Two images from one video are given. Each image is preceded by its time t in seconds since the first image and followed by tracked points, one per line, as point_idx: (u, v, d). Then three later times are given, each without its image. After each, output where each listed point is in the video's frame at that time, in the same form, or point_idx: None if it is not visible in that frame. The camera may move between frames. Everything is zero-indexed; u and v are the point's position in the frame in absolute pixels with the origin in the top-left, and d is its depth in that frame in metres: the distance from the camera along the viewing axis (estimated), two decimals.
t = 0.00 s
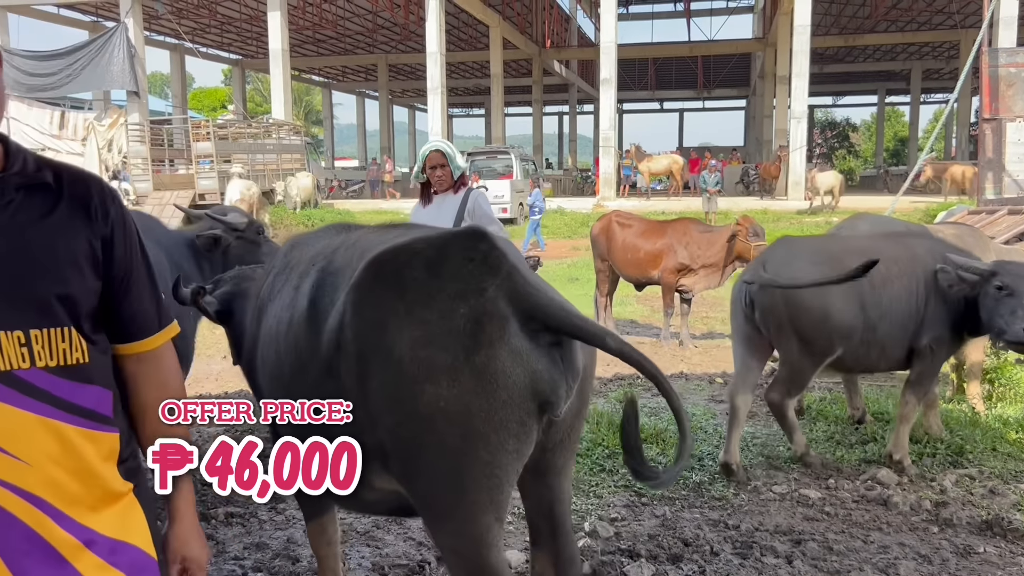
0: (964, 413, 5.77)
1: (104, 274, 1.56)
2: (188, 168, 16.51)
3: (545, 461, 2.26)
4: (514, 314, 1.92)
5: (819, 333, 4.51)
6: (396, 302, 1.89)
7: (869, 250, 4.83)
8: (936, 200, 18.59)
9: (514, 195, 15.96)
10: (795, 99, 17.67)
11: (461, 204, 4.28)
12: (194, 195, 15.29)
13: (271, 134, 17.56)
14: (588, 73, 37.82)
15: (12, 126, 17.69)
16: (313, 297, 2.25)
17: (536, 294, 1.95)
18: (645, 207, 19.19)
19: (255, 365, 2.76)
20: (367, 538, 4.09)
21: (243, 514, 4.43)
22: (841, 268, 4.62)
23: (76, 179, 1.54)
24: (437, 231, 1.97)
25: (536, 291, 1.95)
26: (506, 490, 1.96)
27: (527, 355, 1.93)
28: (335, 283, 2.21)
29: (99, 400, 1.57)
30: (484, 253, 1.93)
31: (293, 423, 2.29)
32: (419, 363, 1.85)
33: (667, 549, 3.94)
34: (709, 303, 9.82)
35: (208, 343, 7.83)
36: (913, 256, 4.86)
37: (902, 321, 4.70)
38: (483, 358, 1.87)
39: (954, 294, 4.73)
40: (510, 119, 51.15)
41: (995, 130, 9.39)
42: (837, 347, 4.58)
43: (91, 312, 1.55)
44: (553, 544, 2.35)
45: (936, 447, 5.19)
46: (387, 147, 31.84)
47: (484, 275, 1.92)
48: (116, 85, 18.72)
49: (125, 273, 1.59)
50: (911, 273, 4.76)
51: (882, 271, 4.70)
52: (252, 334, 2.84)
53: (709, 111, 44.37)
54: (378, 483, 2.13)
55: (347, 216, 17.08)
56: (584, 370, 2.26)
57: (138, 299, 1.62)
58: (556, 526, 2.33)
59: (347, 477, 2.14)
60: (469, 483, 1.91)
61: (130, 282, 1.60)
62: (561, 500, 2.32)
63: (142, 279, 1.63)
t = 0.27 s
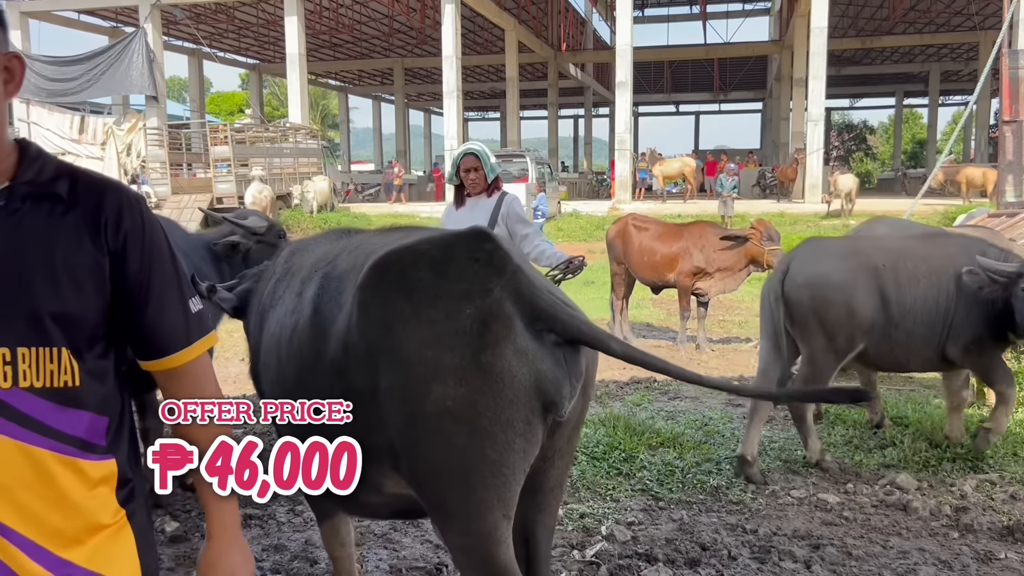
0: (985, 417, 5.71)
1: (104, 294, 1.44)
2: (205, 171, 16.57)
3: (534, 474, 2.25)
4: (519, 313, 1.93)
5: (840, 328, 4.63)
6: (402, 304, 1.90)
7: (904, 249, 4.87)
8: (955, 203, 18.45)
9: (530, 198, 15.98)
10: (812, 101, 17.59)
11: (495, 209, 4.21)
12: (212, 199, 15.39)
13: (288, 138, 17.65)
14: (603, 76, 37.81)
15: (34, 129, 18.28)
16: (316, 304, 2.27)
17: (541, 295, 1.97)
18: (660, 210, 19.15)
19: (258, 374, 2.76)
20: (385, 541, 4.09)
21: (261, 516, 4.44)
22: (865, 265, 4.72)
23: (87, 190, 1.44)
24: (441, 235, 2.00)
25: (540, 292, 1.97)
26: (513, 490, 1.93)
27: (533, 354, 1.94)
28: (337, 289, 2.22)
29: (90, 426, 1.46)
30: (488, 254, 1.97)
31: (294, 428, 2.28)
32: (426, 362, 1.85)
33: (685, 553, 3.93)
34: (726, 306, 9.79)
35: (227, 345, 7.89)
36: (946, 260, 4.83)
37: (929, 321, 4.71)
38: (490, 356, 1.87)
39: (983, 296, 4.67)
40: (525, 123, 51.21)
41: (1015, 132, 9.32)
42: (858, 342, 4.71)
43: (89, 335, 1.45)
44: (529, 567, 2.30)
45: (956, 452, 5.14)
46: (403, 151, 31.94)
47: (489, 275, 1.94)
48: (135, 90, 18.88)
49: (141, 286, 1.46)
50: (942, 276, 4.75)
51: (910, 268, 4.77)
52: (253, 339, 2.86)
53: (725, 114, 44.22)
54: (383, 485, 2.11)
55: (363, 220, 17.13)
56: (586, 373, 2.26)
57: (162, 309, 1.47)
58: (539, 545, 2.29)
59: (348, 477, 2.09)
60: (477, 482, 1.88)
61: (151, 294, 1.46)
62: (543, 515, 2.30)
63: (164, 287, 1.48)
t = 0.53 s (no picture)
0: (1004, 422, 5.65)
1: (91, 319, 1.34)
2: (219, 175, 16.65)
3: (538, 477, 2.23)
4: (522, 313, 1.93)
5: (851, 323, 4.64)
6: (407, 306, 1.89)
7: (937, 252, 4.81)
8: (971, 206, 18.31)
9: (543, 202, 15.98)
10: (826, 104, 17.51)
11: (524, 215, 4.21)
12: (227, 202, 15.49)
13: (303, 141, 17.72)
14: (617, 79, 37.82)
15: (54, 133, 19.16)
16: (318, 307, 2.27)
17: (543, 295, 1.96)
18: (674, 213, 19.10)
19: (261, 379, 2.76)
20: (399, 545, 4.10)
21: (275, 519, 4.45)
22: (884, 268, 4.71)
23: (88, 208, 1.34)
24: (443, 236, 1.98)
25: (542, 292, 1.97)
26: (521, 488, 1.94)
27: (538, 353, 1.93)
28: (338, 293, 2.22)
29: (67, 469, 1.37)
30: (491, 254, 1.94)
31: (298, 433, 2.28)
32: (433, 364, 1.85)
33: (700, 559, 3.91)
34: (740, 310, 9.75)
35: (242, 348, 7.92)
36: (982, 265, 4.73)
37: (956, 324, 4.66)
38: (494, 358, 1.87)
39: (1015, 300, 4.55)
40: (538, 126, 51.29)
41: None
42: (876, 341, 4.70)
43: (68, 368, 1.35)
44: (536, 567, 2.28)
45: (973, 457, 5.09)
46: (416, 154, 32.04)
47: (492, 276, 1.92)
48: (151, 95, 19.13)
49: (129, 320, 1.34)
50: (974, 282, 4.67)
51: (937, 269, 4.72)
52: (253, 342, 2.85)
53: (738, 117, 44.10)
54: (387, 487, 2.11)
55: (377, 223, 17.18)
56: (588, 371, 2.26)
57: (152, 351, 1.35)
58: (546, 545, 2.28)
59: (348, 478, 2.04)
60: (485, 483, 1.88)
61: (142, 331, 1.34)
62: (552, 514, 2.29)
63: (161, 321, 1.35)
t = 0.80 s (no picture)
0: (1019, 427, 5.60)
1: (70, 336, 1.38)
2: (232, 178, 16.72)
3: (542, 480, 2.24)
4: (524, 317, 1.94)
5: (859, 322, 4.66)
6: (410, 309, 1.90)
7: (959, 255, 4.76)
8: (985, 208, 18.20)
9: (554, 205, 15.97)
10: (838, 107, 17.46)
11: (543, 218, 4.22)
12: (239, 206, 15.58)
13: (314, 145, 17.77)
14: (627, 82, 37.82)
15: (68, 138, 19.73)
16: (327, 308, 2.29)
17: (544, 298, 1.96)
18: (685, 216, 19.05)
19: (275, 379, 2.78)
20: (410, 548, 4.10)
21: (287, 521, 4.47)
22: (897, 270, 4.70)
23: (80, 215, 1.36)
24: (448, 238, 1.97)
25: (543, 295, 1.97)
26: (523, 489, 1.95)
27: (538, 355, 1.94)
28: (346, 295, 2.23)
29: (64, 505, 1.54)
30: (494, 257, 1.94)
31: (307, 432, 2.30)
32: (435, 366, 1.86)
33: (711, 563, 3.90)
34: (752, 313, 9.72)
35: (254, 351, 7.96)
36: (1006, 271, 4.64)
37: (972, 330, 4.60)
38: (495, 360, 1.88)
39: None
40: (549, 129, 51.34)
41: None
42: (887, 343, 4.69)
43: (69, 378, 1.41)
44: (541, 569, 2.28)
45: (987, 461, 5.05)
46: (427, 157, 32.10)
47: (495, 280, 1.93)
48: (163, 99, 19.25)
49: (105, 337, 1.33)
50: (996, 288, 4.60)
51: (956, 272, 4.68)
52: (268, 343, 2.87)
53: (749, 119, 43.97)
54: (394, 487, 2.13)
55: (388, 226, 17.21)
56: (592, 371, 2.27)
57: (118, 377, 1.32)
58: (550, 548, 2.28)
59: (350, 477, 1.78)
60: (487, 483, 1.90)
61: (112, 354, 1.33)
62: (556, 517, 2.30)
63: (140, 336, 1.32)
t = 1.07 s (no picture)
0: None
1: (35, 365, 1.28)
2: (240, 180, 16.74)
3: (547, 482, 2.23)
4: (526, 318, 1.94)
5: (865, 322, 4.69)
6: (418, 309, 1.91)
7: (974, 257, 4.70)
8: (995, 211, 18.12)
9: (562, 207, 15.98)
10: (848, 109, 17.39)
11: (552, 220, 4.23)
12: (248, 208, 15.63)
13: (323, 148, 17.77)
14: (635, 84, 37.82)
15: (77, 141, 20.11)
16: (336, 308, 2.30)
17: (547, 299, 1.95)
18: (693, 219, 19.02)
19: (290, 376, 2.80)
20: (418, 550, 4.09)
21: (296, 523, 4.46)
22: (905, 272, 4.70)
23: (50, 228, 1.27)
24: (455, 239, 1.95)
25: (547, 296, 1.95)
26: (526, 490, 1.95)
27: (539, 356, 1.94)
28: (355, 294, 2.25)
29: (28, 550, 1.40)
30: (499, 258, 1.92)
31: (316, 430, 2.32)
32: (437, 365, 1.88)
33: (720, 567, 3.88)
34: (761, 316, 9.69)
35: (264, 353, 7.99)
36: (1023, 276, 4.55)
37: (981, 334, 4.54)
38: (499, 361, 1.89)
39: None
40: (557, 131, 51.37)
41: None
42: (894, 343, 4.71)
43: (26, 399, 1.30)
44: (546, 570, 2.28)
45: (998, 464, 5.00)
46: (435, 160, 32.15)
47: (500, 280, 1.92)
48: (172, 102, 19.28)
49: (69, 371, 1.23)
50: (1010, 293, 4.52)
51: (966, 274, 4.62)
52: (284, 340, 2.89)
53: (758, 122, 43.90)
54: (399, 483, 2.15)
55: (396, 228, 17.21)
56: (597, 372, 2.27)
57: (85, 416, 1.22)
58: (555, 549, 2.27)
59: (348, 476, 2.01)
60: (488, 482, 1.91)
61: (91, 378, 1.22)
62: (561, 518, 2.29)
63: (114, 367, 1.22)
